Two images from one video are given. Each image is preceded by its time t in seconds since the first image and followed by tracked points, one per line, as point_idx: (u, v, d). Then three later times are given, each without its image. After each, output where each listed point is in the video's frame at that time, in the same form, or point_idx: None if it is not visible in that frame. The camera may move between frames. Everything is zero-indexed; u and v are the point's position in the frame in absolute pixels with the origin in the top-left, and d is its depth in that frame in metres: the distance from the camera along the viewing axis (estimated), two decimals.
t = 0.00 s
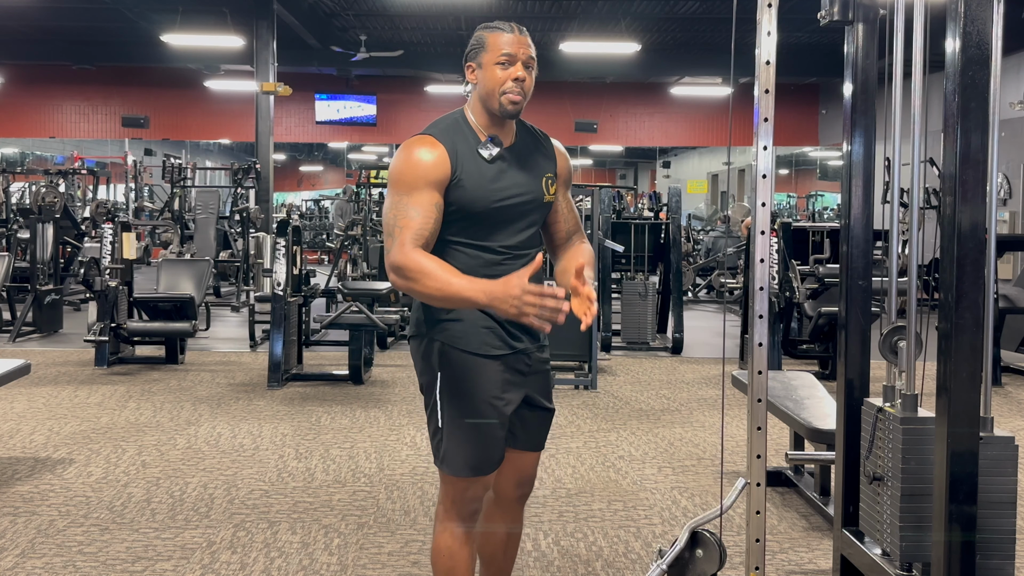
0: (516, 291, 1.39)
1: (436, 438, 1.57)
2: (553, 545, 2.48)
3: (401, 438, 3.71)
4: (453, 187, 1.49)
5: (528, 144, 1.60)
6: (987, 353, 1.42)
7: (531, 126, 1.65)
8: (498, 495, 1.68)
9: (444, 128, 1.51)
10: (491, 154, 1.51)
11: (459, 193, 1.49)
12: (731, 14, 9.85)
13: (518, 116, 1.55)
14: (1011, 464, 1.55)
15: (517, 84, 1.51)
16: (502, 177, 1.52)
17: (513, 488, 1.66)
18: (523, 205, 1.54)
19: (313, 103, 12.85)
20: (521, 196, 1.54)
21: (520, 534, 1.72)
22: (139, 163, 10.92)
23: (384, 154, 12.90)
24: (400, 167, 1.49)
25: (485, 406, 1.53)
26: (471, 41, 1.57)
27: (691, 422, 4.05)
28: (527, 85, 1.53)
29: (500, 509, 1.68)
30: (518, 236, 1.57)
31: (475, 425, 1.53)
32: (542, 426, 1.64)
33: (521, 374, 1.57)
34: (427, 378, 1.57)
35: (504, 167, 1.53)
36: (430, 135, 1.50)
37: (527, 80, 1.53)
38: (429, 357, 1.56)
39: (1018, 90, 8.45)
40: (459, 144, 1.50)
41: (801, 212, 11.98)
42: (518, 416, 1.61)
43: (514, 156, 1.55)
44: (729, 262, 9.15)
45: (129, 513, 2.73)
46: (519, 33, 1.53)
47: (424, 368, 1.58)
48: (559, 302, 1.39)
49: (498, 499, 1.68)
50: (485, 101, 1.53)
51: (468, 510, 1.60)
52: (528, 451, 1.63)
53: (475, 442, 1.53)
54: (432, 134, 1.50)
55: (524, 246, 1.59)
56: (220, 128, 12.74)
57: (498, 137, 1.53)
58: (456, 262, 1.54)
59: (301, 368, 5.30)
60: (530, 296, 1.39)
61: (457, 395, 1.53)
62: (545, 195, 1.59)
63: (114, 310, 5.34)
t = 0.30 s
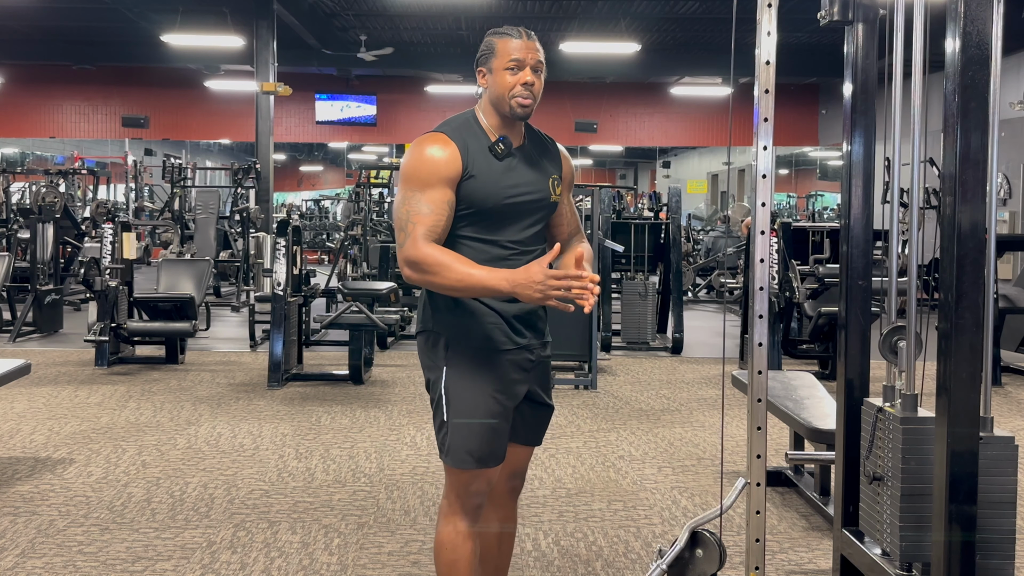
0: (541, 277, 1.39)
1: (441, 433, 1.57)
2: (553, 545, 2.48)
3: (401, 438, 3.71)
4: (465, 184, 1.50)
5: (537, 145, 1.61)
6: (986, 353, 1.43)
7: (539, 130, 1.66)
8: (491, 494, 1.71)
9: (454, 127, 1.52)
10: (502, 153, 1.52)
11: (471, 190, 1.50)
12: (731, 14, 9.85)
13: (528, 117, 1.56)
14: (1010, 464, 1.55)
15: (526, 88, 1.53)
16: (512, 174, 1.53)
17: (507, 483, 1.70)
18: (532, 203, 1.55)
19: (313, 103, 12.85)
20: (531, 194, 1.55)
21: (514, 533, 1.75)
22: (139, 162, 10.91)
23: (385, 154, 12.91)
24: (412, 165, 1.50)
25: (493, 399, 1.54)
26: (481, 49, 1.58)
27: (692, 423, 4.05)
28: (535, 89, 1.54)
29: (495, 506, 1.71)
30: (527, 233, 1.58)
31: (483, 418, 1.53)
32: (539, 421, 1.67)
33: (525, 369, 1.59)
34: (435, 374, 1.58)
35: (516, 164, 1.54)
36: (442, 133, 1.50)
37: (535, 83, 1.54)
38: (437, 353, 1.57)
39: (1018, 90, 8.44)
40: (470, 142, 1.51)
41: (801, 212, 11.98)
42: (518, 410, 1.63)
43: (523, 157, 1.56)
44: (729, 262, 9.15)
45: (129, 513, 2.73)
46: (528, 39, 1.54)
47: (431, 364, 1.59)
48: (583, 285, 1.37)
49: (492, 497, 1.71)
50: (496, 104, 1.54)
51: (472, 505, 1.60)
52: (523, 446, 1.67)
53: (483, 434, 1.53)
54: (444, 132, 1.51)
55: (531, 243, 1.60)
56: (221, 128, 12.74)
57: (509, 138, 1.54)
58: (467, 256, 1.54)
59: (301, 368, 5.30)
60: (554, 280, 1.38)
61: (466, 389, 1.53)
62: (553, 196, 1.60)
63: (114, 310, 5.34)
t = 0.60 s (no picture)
0: (540, 295, 1.42)
1: (446, 428, 1.56)
2: (553, 545, 2.48)
3: (401, 438, 3.71)
4: (469, 183, 1.50)
5: (542, 147, 1.61)
6: (987, 353, 1.43)
7: (544, 135, 1.67)
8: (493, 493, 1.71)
9: (458, 128, 1.53)
10: (508, 154, 1.53)
11: (476, 189, 1.51)
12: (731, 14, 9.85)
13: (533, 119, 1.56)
14: (1011, 464, 1.55)
15: (528, 89, 1.53)
16: (517, 175, 1.53)
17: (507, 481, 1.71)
18: (536, 203, 1.55)
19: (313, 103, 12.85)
20: (535, 195, 1.55)
21: (512, 533, 1.76)
22: (139, 162, 10.91)
23: (385, 154, 12.91)
24: (419, 165, 1.51)
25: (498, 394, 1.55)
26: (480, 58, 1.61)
27: (691, 423, 4.05)
28: (537, 89, 1.54)
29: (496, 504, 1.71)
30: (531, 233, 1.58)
31: (489, 414, 1.54)
32: (539, 417, 1.68)
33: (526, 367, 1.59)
34: (439, 371, 1.59)
35: (521, 166, 1.54)
36: (448, 134, 1.52)
37: (536, 84, 1.55)
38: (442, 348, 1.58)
39: (1018, 89, 8.43)
40: (476, 142, 1.51)
41: (801, 212, 11.98)
42: (519, 407, 1.64)
43: (529, 157, 1.56)
44: (728, 262, 9.14)
45: (130, 513, 2.73)
46: (525, 42, 1.56)
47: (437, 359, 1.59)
48: (580, 312, 1.41)
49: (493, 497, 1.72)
50: (499, 106, 1.54)
51: (480, 503, 1.58)
52: (523, 443, 1.68)
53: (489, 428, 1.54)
54: (450, 134, 1.52)
55: (535, 242, 1.60)
56: (220, 128, 12.74)
57: (515, 139, 1.54)
58: (471, 253, 1.55)
59: (301, 368, 5.30)
60: (554, 300, 1.42)
61: (471, 382, 1.54)
62: (556, 197, 1.60)
63: (114, 310, 5.34)
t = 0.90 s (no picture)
0: (526, 313, 1.38)
1: (457, 425, 1.57)
2: (553, 545, 2.48)
3: (401, 438, 3.71)
4: (472, 186, 1.51)
5: (544, 149, 1.62)
6: (986, 353, 1.43)
7: (546, 137, 1.67)
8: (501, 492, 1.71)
9: (462, 131, 1.53)
10: (511, 156, 1.53)
11: (479, 191, 1.51)
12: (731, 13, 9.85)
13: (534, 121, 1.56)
14: (1010, 464, 1.55)
15: (528, 93, 1.53)
16: (520, 177, 1.53)
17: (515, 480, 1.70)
18: (539, 205, 1.55)
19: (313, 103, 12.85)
20: (538, 196, 1.55)
21: (516, 534, 1.75)
22: (139, 162, 10.90)
23: (385, 154, 12.91)
24: (423, 168, 1.52)
25: (506, 390, 1.55)
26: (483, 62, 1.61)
27: (692, 423, 4.05)
28: (538, 91, 1.54)
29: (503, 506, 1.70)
30: (535, 236, 1.58)
31: (499, 411, 1.54)
32: (546, 415, 1.68)
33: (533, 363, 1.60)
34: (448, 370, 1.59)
35: (524, 170, 1.54)
36: (452, 137, 1.52)
37: (537, 86, 1.55)
38: (451, 347, 1.59)
39: (1018, 89, 8.43)
40: (480, 145, 1.52)
41: (801, 212, 11.98)
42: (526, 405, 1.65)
43: (532, 160, 1.56)
44: (729, 262, 9.14)
45: (130, 513, 2.73)
46: (527, 45, 1.56)
47: (446, 357, 1.60)
48: (565, 336, 1.38)
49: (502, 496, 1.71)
50: (502, 109, 1.54)
51: (493, 501, 1.57)
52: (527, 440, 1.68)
53: (499, 424, 1.54)
54: (454, 137, 1.52)
55: (540, 243, 1.60)
56: (220, 128, 12.74)
57: (517, 142, 1.54)
58: (474, 255, 1.55)
59: (301, 368, 5.30)
60: (540, 318, 1.38)
61: (480, 380, 1.55)
62: (559, 199, 1.60)
63: (114, 310, 5.34)
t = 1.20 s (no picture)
0: (513, 308, 1.38)
1: (466, 428, 1.57)
2: (553, 545, 2.48)
3: (401, 438, 3.71)
4: (470, 187, 1.51)
5: (544, 149, 1.62)
6: (987, 352, 1.43)
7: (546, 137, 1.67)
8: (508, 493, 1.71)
9: (460, 133, 1.54)
10: (510, 156, 1.53)
11: (477, 193, 1.51)
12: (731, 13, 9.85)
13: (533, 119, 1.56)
14: (1009, 464, 1.55)
15: (526, 91, 1.53)
16: (519, 176, 1.53)
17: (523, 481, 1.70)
18: (539, 204, 1.55)
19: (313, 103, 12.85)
20: (538, 196, 1.54)
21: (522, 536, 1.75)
22: (139, 163, 10.90)
23: (385, 154, 12.91)
24: (421, 171, 1.52)
25: (513, 392, 1.55)
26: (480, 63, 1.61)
27: (692, 423, 4.05)
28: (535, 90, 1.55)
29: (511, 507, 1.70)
30: (535, 235, 1.58)
31: (505, 412, 1.55)
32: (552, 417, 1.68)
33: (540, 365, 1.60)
34: (456, 373, 1.59)
35: (523, 170, 1.54)
36: (449, 140, 1.53)
37: (534, 85, 1.55)
38: (457, 350, 1.59)
39: (1018, 90, 8.43)
40: (479, 147, 1.52)
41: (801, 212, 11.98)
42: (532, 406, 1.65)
43: (531, 159, 1.56)
44: (729, 262, 9.14)
45: (130, 513, 2.73)
46: (524, 44, 1.56)
47: (453, 360, 1.60)
48: (551, 330, 1.37)
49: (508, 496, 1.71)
50: (500, 110, 1.55)
51: (502, 503, 1.58)
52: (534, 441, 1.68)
53: (507, 427, 1.55)
54: (452, 140, 1.53)
55: (542, 242, 1.59)
56: (220, 128, 12.74)
57: (516, 142, 1.54)
58: (474, 256, 1.55)
59: (301, 368, 5.30)
60: (527, 314, 1.37)
61: (488, 383, 1.55)
62: (561, 197, 1.60)
63: (114, 310, 5.34)
